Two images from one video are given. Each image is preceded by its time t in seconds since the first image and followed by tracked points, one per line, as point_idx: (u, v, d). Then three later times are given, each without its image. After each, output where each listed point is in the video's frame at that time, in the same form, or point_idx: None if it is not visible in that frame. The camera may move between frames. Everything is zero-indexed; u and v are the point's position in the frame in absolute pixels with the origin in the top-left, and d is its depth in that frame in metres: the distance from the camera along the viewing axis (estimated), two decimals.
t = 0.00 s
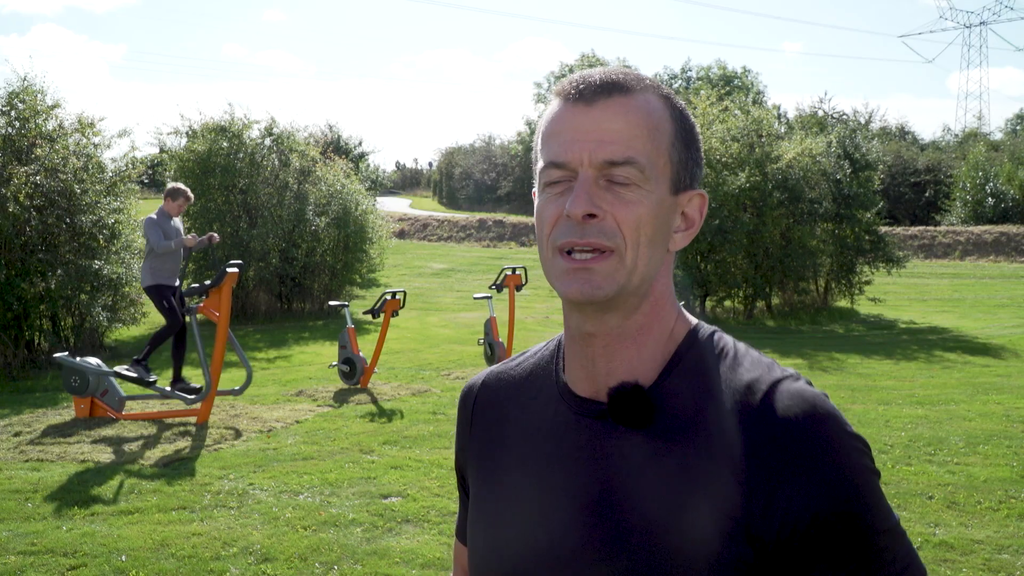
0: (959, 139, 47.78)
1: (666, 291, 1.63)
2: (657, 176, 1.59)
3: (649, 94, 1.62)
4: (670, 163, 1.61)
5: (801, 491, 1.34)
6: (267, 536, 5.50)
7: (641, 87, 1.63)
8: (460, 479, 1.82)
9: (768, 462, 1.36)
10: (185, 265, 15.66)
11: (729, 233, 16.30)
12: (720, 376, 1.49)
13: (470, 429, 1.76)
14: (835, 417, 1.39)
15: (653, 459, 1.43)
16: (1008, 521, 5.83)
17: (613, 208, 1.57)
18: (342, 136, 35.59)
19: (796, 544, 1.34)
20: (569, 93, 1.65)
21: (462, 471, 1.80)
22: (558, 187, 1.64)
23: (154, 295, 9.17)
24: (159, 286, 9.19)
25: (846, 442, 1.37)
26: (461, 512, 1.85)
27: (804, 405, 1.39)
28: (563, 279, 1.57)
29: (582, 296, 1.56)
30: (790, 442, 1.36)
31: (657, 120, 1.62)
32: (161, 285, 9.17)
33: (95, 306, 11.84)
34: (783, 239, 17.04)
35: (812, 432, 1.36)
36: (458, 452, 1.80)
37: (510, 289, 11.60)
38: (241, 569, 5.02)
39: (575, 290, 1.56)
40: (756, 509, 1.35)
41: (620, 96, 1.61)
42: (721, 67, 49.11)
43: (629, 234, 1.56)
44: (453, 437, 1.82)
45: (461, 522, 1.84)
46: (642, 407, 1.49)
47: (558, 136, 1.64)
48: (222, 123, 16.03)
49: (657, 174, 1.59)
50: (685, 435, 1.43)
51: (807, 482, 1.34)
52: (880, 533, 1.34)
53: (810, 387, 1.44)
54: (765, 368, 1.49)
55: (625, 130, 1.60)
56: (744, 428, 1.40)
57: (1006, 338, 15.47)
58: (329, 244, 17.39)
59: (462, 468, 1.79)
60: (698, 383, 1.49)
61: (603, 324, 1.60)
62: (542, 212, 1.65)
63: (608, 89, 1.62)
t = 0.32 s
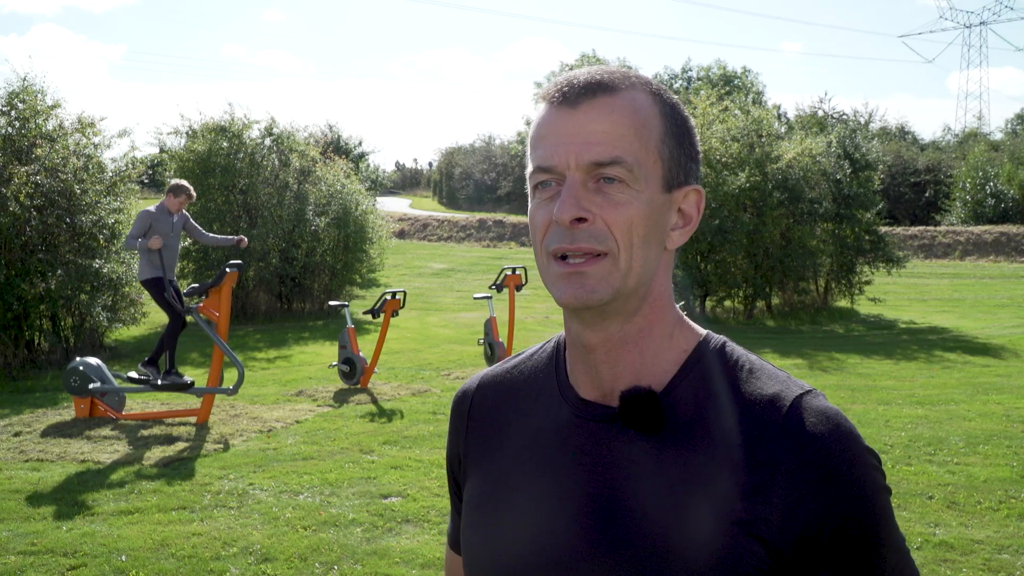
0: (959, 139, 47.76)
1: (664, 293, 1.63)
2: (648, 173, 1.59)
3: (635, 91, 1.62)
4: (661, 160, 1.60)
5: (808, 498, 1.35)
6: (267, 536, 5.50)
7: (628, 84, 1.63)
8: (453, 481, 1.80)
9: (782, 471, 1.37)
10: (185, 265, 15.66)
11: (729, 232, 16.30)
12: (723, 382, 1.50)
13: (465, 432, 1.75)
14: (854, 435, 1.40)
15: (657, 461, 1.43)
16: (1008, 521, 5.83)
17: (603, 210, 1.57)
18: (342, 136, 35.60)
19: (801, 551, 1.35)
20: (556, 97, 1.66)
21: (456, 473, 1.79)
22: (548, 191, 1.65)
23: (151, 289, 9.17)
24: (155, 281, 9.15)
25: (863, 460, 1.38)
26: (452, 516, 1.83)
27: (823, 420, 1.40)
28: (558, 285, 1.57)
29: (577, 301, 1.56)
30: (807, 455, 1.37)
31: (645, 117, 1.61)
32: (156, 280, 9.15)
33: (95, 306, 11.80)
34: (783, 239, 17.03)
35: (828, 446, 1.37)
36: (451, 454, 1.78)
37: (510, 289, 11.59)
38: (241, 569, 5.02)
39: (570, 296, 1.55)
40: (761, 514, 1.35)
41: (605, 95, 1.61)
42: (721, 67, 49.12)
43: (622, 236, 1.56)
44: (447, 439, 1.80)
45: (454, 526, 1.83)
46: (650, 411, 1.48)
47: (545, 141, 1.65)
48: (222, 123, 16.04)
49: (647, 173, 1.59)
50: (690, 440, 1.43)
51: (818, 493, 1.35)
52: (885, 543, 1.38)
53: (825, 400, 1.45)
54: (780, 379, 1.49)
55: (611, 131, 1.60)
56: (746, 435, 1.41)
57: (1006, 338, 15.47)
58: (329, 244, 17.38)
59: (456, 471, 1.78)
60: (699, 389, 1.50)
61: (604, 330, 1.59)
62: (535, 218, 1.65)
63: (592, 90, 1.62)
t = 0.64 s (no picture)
0: (959, 139, 47.74)
1: (661, 290, 1.63)
2: (629, 173, 1.59)
3: (606, 92, 1.62)
4: (641, 157, 1.60)
5: (816, 494, 1.37)
6: (267, 536, 5.50)
7: (600, 87, 1.63)
8: (443, 483, 1.78)
9: (791, 467, 1.38)
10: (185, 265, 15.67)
11: (729, 233, 16.30)
12: (724, 380, 1.50)
13: (460, 431, 1.73)
14: (862, 433, 1.43)
15: (661, 461, 1.43)
16: (1008, 521, 5.83)
17: (588, 216, 1.57)
18: (342, 136, 35.59)
19: (811, 546, 1.38)
20: (528, 109, 1.67)
21: (448, 474, 1.77)
22: (533, 204, 1.65)
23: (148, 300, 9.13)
24: (155, 290, 9.12)
25: (870, 456, 1.42)
26: (442, 518, 1.81)
27: (833, 417, 1.43)
28: (553, 294, 1.57)
29: (573, 309, 1.56)
30: (816, 451, 1.39)
31: (621, 116, 1.61)
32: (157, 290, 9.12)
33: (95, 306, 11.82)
34: (783, 239, 17.02)
35: (837, 442, 1.40)
36: (444, 455, 1.77)
37: (510, 289, 11.59)
38: (241, 569, 5.03)
39: (566, 304, 1.56)
40: (770, 510, 1.36)
41: (577, 102, 1.62)
42: (721, 67, 49.13)
43: (610, 239, 1.56)
44: (440, 439, 1.79)
45: (443, 528, 1.81)
46: (656, 410, 1.47)
47: (524, 154, 1.65)
48: (222, 123, 16.04)
49: (628, 174, 1.59)
50: (693, 437, 1.44)
51: (827, 488, 1.38)
52: (891, 537, 1.41)
53: (831, 397, 1.48)
54: (785, 377, 1.51)
55: (586, 136, 1.60)
56: (749, 432, 1.42)
57: (1006, 338, 15.47)
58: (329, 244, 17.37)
59: (448, 472, 1.76)
60: (699, 387, 1.50)
61: (602, 332, 1.59)
62: (525, 230, 1.66)
63: (563, 98, 1.63)
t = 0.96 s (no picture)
0: (959, 139, 47.74)
1: (658, 291, 1.63)
2: (627, 176, 1.59)
3: (606, 94, 1.62)
4: (639, 160, 1.60)
5: (815, 493, 1.37)
6: (267, 536, 5.50)
7: (599, 89, 1.63)
8: (441, 479, 1.79)
9: (792, 464, 1.38)
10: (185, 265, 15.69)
11: (729, 232, 16.30)
12: (722, 381, 1.50)
13: (458, 428, 1.74)
14: (861, 433, 1.43)
15: (659, 461, 1.43)
16: (1008, 521, 5.83)
17: (587, 220, 1.57)
18: (342, 136, 35.61)
19: (811, 546, 1.37)
20: (527, 109, 1.66)
21: (445, 474, 1.77)
22: (530, 206, 1.65)
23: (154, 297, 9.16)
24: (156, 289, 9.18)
25: (869, 456, 1.42)
26: (438, 515, 1.82)
27: (833, 417, 1.42)
28: (550, 297, 1.57)
29: (570, 312, 1.56)
30: (816, 450, 1.39)
31: (619, 118, 1.61)
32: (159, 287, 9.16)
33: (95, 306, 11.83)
34: (783, 239, 17.01)
35: (837, 442, 1.40)
36: (440, 452, 1.77)
37: (510, 289, 11.59)
38: (241, 569, 5.03)
39: (563, 307, 1.56)
40: (772, 511, 1.36)
41: (575, 103, 1.61)
42: (721, 67, 49.14)
43: (607, 243, 1.56)
44: (436, 439, 1.79)
45: (441, 526, 1.82)
46: (655, 410, 1.47)
47: (522, 155, 1.65)
48: (222, 123, 16.03)
49: (627, 177, 1.59)
50: (691, 438, 1.44)
51: (826, 487, 1.38)
52: (888, 536, 1.41)
53: (830, 397, 1.47)
54: (784, 377, 1.51)
55: (586, 140, 1.60)
56: (748, 432, 1.42)
57: (1006, 338, 15.47)
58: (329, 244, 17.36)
59: (445, 469, 1.77)
60: (698, 388, 1.50)
61: (599, 333, 1.59)
62: (521, 232, 1.66)
63: (562, 100, 1.62)
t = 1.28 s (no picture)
0: (960, 139, 47.73)
1: (663, 292, 1.63)
2: (643, 173, 1.59)
3: (627, 89, 1.62)
4: (655, 158, 1.61)
5: (816, 494, 1.37)
6: (267, 536, 5.50)
7: (620, 83, 1.63)
8: (438, 487, 1.78)
9: (793, 466, 1.38)
10: (185, 264, 15.70)
11: (729, 232, 16.30)
12: (724, 383, 1.50)
13: (455, 433, 1.73)
14: (862, 434, 1.44)
15: (658, 465, 1.43)
16: (1008, 521, 5.83)
17: (600, 213, 1.57)
18: (342, 136, 35.62)
19: (811, 546, 1.37)
20: (547, 98, 1.66)
21: (441, 480, 1.77)
22: (544, 195, 1.65)
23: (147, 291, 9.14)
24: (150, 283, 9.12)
25: (870, 458, 1.42)
26: (434, 521, 1.81)
27: (835, 418, 1.43)
28: (559, 287, 1.57)
29: (578, 304, 1.56)
30: (818, 451, 1.39)
31: (640, 113, 1.61)
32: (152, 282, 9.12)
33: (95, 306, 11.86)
34: (783, 239, 17.01)
35: (839, 443, 1.40)
36: (437, 456, 1.77)
37: (510, 289, 11.59)
38: (241, 569, 5.03)
39: (571, 298, 1.56)
40: (773, 511, 1.36)
41: (597, 95, 1.61)
42: (720, 67, 49.13)
43: (618, 237, 1.56)
44: (432, 445, 1.79)
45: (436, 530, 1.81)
46: (657, 412, 1.47)
47: (539, 144, 1.65)
48: (222, 123, 16.04)
49: (642, 172, 1.59)
50: (693, 437, 1.44)
51: (827, 487, 1.38)
52: (888, 540, 1.41)
53: (830, 398, 1.48)
54: (786, 378, 1.51)
55: (606, 132, 1.60)
56: (748, 433, 1.42)
57: (1006, 338, 15.46)
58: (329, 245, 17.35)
59: (442, 475, 1.76)
60: (700, 389, 1.50)
61: (604, 330, 1.59)
62: (532, 223, 1.65)
63: (584, 90, 1.62)
